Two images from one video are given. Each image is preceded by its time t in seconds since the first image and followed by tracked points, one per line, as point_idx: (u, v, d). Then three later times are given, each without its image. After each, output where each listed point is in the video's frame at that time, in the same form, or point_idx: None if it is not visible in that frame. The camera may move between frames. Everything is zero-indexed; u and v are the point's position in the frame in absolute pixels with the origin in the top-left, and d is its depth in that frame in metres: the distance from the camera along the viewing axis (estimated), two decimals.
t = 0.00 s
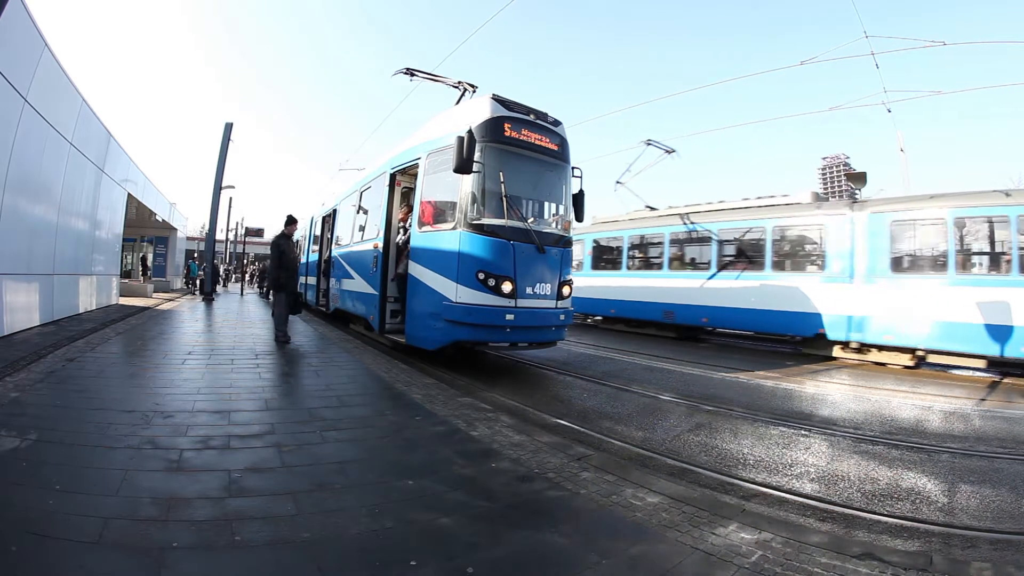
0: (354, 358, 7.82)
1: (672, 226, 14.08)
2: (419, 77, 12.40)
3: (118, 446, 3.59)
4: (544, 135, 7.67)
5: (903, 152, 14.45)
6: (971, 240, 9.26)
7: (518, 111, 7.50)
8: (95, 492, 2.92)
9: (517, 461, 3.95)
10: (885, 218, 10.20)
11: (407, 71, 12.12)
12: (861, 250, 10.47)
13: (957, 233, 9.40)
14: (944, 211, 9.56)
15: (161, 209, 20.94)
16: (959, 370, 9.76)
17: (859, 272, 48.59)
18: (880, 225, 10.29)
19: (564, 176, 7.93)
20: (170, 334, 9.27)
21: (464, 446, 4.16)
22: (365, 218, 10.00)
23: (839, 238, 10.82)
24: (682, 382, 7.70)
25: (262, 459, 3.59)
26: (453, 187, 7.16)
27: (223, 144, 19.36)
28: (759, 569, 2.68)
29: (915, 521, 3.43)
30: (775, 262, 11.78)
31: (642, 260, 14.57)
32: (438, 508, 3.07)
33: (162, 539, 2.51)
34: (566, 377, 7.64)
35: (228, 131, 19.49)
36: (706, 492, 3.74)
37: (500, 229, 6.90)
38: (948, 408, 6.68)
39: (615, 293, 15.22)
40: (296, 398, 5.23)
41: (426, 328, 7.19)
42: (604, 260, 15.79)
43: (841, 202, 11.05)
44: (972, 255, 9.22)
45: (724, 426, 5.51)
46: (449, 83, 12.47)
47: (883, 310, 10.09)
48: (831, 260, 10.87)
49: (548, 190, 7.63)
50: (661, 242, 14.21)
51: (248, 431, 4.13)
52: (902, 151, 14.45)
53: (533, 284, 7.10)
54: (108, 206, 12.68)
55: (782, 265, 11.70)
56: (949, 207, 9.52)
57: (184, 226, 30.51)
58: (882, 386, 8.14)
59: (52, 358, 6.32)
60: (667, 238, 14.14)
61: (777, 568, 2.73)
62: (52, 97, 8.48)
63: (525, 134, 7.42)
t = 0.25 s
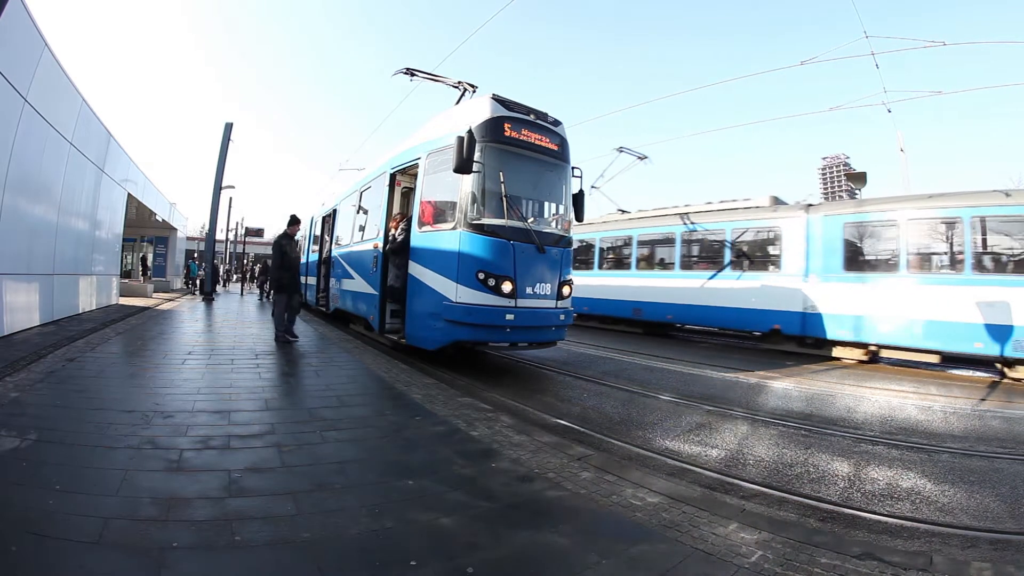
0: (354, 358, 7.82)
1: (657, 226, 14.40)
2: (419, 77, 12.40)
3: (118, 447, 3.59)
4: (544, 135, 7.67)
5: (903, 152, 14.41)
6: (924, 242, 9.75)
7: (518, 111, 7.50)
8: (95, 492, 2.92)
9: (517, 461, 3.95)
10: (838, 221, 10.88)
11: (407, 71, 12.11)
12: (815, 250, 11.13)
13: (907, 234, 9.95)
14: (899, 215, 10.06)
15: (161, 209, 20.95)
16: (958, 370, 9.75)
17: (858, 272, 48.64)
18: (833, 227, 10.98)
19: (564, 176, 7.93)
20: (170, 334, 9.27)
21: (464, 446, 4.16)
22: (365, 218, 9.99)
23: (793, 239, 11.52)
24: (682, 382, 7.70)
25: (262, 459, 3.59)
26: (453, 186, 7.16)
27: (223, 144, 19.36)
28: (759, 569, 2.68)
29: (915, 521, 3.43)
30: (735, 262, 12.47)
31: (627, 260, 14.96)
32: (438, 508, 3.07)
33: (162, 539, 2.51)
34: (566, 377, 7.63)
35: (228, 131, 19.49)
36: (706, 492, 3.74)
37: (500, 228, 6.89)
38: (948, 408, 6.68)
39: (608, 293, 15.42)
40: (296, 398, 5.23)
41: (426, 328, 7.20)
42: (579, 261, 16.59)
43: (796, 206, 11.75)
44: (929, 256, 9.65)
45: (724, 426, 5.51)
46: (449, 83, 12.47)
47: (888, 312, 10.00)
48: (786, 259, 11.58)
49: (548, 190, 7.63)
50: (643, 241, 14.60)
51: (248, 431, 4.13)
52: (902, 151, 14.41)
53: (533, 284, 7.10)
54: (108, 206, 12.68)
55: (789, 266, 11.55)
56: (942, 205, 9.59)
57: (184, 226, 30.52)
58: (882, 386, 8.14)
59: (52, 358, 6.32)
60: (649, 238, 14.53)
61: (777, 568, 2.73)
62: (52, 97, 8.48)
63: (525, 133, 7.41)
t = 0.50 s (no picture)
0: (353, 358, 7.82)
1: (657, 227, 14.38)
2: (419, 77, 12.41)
3: (117, 447, 3.58)
4: (544, 136, 7.67)
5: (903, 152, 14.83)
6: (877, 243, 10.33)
7: (518, 111, 7.50)
8: (95, 492, 2.92)
9: (517, 461, 3.95)
10: (793, 223, 11.60)
11: (407, 71, 12.11)
12: (771, 250, 11.84)
13: (887, 235, 10.18)
14: (878, 216, 10.31)
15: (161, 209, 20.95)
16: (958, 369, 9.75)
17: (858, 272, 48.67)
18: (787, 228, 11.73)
19: (564, 176, 7.93)
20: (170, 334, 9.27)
21: (464, 446, 4.16)
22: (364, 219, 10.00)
23: (750, 239, 12.26)
24: (682, 382, 7.70)
25: (262, 459, 3.59)
26: (454, 186, 7.15)
27: (223, 144, 19.37)
28: (759, 569, 2.68)
29: (915, 521, 3.43)
30: (715, 262, 12.81)
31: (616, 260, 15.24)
32: (438, 508, 3.07)
33: (162, 539, 2.51)
34: (566, 377, 7.63)
35: (228, 131, 19.50)
36: (706, 491, 3.74)
37: (500, 228, 6.90)
38: (948, 408, 6.68)
39: (605, 292, 15.48)
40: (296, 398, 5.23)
41: (426, 328, 7.20)
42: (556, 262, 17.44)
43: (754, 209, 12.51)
44: (908, 257, 9.87)
45: (724, 426, 5.51)
46: (449, 83, 12.47)
47: (887, 312, 9.98)
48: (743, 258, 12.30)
49: (548, 190, 7.63)
50: (632, 242, 14.84)
51: (248, 431, 4.13)
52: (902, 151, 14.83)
53: (533, 284, 7.10)
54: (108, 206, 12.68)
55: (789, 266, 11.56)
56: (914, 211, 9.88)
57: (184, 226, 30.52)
58: (883, 386, 8.13)
59: (52, 358, 6.32)
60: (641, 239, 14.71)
61: (777, 567, 2.73)
62: (53, 97, 8.48)
63: (525, 134, 7.41)
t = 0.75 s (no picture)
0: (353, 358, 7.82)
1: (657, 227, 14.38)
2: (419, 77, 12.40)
3: (117, 447, 3.59)
4: (544, 135, 7.67)
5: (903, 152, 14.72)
6: (830, 245, 10.95)
7: (518, 111, 7.50)
8: (95, 492, 2.92)
9: (517, 461, 3.95)
10: (750, 226, 12.34)
11: (407, 71, 12.12)
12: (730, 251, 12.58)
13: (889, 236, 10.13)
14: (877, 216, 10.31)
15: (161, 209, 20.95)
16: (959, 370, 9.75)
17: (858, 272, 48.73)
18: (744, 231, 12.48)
19: (564, 176, 7.93)
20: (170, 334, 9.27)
21: (464, 446, 4.16)
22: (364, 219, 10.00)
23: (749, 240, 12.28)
24: (682, 382, 7.69)
25: (262, 459, 3.60)
26: (454, 186, 7.15)
27: (223, 144, 19.37)
28: (759, 569, 2.68)
29: (915, 521, 3.43)
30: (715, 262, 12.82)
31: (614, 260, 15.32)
32: (438, 508, 3.07)
33: (163, 539, 2.51)
34: (566, 377, 7.63)
35: (228, 131, 19.51)
36: (706, 491, 3.75)
37: (501, 228, 6.89)
38: (948, 408, 6.68)
39: (604, 292, 15.54)
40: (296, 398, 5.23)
41: (426, 329, 7.20)
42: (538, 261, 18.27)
43: (715, 212, 13.25)
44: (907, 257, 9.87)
45: (725, 426, 5.51)
46: (449, 83, 12.47)
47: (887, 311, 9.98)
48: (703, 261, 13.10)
49: (548, 190, 7.63)
50: (632, 242, 14.83)
51: (248, 431, 4.13)
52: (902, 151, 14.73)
53: (533, 284, 7.10)
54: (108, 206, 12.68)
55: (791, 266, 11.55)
56: (893, 210, 10.08)
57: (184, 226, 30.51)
58: (882, 386, 8.13)
59: (52, 358, 6.33)
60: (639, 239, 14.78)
61: (777, 567, 2.73)
62: (53, 97, 8.48)
63: (525, 134, 7.41)
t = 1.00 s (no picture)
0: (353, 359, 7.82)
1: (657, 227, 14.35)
2: (419, 77, 12.40)
3: (117, 447, 3.59)
4: (544, 135, 7.67)
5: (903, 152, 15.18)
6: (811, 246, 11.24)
7: (519, 111, 7.51)
8: (95, 492, 2.92)
9: (517, 461, 3.95)
10: (731, 226, 12.69)
11: (407, 71, 12.11)
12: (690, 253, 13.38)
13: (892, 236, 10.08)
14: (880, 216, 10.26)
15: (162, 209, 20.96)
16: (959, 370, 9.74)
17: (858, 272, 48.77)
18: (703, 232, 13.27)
19: (565, 176, 7.93)
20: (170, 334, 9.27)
21: (464, 446, 4.16)
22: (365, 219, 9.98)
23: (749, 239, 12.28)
24: (682, 382, 7.69)
25: (262, 459, 3.59)
26: (454, 186, 7.15)
27: (223, 144, 19.38)
28: (759, 569, 2.68)
29: (914, 521, 3.43)
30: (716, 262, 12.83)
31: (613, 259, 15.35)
32: (438, 508, 3.07)
33: (162, 539, 2.51)
34: (566, 377, 7.63)
35: (228, 131, 19.51)
36: (706, 491, 3.75)
37: (501, 228, 6.90)
38: (948, 408, 6.68)
39: (603, 292, 15.58)
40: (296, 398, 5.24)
41: (426, 329, 7.20)
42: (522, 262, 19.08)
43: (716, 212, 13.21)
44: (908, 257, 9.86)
45: (725, 426, 5.51)
46: (449, 83, 12.48)
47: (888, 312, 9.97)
48: (666, 261, 13.91)
49: (548, 190, 7.63)
50: (632, 242, 14.84)
51: (248, 431, 4.13)
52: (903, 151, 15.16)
53: (533, 284, 7.10)
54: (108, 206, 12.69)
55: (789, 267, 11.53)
56: (892, 211, 10.10)
57: (184, 226, 30.51)
58: (882, 386, 8.14)
59: (52, 358, 6.33)
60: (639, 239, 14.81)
61: (777, 567, 2.73)
62: (53, 97, 8.48)
63: (525, 133, 7.42)
